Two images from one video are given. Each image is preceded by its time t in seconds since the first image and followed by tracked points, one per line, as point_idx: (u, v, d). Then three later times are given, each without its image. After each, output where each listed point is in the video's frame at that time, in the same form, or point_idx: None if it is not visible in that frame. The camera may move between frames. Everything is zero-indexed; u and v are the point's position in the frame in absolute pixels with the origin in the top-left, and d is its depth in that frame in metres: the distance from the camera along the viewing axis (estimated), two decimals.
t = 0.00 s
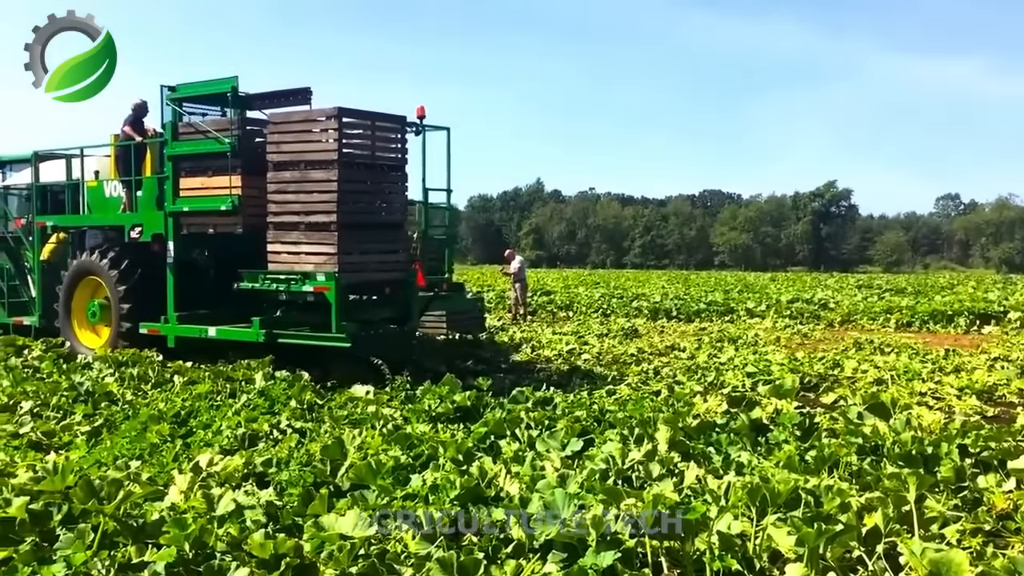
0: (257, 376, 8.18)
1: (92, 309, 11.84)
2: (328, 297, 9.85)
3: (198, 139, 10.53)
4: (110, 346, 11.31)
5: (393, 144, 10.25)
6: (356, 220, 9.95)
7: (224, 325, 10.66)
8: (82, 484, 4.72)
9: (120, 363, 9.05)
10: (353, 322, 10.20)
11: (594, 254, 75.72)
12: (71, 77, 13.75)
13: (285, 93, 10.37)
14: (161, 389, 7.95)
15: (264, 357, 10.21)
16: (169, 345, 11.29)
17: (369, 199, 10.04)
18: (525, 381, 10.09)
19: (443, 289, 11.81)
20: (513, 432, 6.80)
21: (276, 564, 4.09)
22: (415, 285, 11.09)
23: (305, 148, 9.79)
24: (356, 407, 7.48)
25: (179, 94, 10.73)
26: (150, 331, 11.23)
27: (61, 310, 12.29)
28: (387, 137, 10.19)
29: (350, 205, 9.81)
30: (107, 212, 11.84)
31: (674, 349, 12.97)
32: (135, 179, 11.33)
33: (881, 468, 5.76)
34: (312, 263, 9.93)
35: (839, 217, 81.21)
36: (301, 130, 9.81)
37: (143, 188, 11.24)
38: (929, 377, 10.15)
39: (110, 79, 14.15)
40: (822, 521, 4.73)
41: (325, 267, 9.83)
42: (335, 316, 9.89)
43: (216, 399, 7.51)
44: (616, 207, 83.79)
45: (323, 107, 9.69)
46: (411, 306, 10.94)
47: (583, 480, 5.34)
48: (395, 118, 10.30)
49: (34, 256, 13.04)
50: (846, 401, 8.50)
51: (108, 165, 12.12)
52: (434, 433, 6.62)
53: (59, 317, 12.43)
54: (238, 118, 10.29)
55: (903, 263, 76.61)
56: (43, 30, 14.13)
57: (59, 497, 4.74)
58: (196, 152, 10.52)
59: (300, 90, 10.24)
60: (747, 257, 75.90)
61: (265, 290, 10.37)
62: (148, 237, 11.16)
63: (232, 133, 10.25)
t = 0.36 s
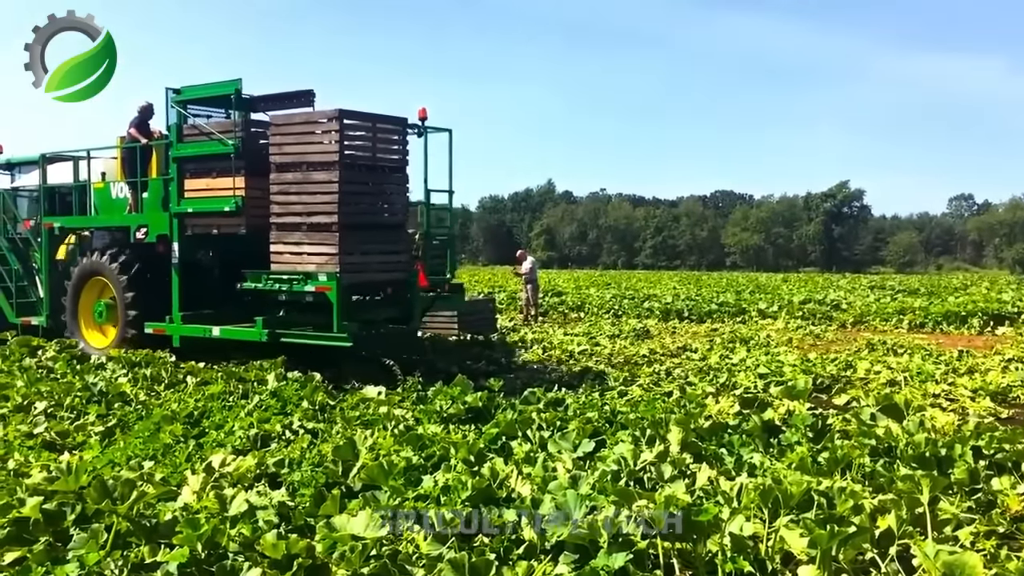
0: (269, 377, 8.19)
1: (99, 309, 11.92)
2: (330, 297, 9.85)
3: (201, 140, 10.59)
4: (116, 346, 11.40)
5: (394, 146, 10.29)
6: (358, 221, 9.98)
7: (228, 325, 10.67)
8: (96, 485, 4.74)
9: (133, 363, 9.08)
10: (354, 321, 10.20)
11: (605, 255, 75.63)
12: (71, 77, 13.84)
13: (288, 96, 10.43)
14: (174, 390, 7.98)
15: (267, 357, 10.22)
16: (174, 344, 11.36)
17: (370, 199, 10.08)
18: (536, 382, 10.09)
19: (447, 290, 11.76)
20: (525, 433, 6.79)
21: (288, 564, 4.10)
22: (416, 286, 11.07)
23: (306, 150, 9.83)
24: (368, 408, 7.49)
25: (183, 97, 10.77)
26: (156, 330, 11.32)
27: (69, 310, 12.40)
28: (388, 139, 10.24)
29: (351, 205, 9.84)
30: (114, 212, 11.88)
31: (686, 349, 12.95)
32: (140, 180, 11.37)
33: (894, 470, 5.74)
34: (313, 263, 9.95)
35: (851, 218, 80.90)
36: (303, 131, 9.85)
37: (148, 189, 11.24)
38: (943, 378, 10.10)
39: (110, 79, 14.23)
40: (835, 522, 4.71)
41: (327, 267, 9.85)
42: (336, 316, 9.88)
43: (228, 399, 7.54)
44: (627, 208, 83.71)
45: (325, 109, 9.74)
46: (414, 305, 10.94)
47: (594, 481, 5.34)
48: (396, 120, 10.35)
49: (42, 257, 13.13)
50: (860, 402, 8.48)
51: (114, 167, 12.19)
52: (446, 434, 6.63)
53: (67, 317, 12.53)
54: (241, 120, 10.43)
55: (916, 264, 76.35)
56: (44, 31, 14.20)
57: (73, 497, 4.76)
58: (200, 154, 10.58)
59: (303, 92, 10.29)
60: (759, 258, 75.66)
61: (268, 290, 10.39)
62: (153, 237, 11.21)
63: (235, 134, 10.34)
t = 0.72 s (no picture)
0: (277, 376, 8.20)
1: (100, 308, 11.96)
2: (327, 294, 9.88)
3: (201, 140, 10.62)
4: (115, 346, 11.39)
5: (392, 145, 10.31)
6: (355, 220, 10.00)
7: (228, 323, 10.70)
8: (104, 483, 4.74)
9: (141, 362, 9.10)
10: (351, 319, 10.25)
11: (613, 254, 75.55)
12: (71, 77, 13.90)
13: (286, 96, 10.46)
14: (182, 389, 7.99)
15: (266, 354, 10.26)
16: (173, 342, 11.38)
17: (367, 198, 10.09)
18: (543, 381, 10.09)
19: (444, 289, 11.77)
20: (532, 433, 6.79)
21: (296, 563, 4.10)
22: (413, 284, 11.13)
23: (304, 149, 9.84)
24: (375, 407, 7.49)
25: (183, 97, 10.84)
26: (155, 328, 11.33)
27: (71, 309, 12.44)
28: (386, 138, 10.25)
29: (348, 205, 9.86)
30: (115, 211, 11.91)
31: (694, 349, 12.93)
32: (141, 180, 11.41)
33: (902, 471, 5.72)
34: (311, 262, 9.97)
35: (859, 218, 80.72)
36: (301, 131, 9.86)
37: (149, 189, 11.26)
38: (951, 378, 10.07)
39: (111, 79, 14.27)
40: (843, 523, 4.70)
41: (324, 266, 9.87)
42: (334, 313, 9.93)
43: (236, 398, 7.55)
44: (635, 207, 83.64)
45: (322, 110, 9.75)
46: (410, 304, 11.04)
47: (602, 481, 5.33)
48: (394, 120, 10.36)
49: (45, 256, 13.19)
50: (868, 402, 8.46)
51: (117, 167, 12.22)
52: (453, 433, 6.63)
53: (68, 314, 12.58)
54: (240, 120, 10.52)
55: (925, 264, 76.15)
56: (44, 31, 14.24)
57: (81, 495, 4.77)
58: (199, 153, 10.61)
59: (301, 93, 10.29)
60: (766, 258, 75.77)
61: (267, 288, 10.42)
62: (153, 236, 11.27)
63: (234, 134, 10.40)
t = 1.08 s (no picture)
0: (287, 375, 8.22)
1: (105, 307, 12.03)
2: (326, 294, 9.92)
3: (204, 141, 10.68)
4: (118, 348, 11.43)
5: (392, 146, 10.36)
6: (355, 220, 10.06)
7: (231, 323, 10.74)
8: (116, 482, 4.76)
9: (152, 361, 9.13)
10: (350, 318, 10.32)
11: (622, 254, 75.46)
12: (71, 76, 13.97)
13: (288, 98, 10.49)
14: (193, 388, 8.02)
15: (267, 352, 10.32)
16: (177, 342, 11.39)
17: (367, 199, 10.15)
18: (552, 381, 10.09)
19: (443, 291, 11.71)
20: (542, 433, 6.80)
21: (307, 562, 4.11)
22: (413, 284, 11.19)
23: (305, 150, 9.91)
24: (385, 407, 7.50)
25: (186, 98, 10.88)
26: (159, 327, 11.34)
27: (76, 308, 12.48)
28: (386, 139, 10.31)
29: (348, 205, 9.92)
30: (119, 211, 11.97)
31: (703, 349, 12.91)
32: (145, 180, 11.48)
33: (914, 471, 5.70)
34: (311, 262, 10.03)
35: (869, 217, 80.48)
36: (301, 132, 9.93)
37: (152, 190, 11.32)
38: (962, 379, 10.03)
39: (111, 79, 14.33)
40: (853, 524, 4.68)
41: (323, 265, 9.93)
42: (332, 313, 9.98)
43: (247, 397, 7.56)
44: (644, 207, 83.59)
45: (323, 111, 9.82)
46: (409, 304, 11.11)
47: (612, 481, 5.33)
48: (394, 121, 10.41)
49: (50, 255, 13.25)
50: (879, 403, 8.43)
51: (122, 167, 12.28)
52: (463, 433, 6.63)
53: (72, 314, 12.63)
54: (241, 121, 10.54)
55: (936, 264, 75.87)
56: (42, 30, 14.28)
57: (93, 494, 4.79)
58: (201, 154, 10.67)
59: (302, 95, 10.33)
60: (777, 257, 76.02)
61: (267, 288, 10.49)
62: (156, 236, 11.28)
63: (235, 135, 10.41)
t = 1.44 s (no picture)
0: (304, 375, 8.25)
1: (116, 306, 12.16)
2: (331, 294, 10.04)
3: (211, 148, 10.76)
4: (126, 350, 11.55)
5: (397, 148, 10.38)
6: (360, 221, 10.11)
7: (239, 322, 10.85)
8: (134, 481, 4.78)
9: (170, 360, 9.18)
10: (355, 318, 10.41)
11: (638, 255, 75.07)
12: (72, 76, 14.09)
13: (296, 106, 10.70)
14: (210, 387, 8.05)
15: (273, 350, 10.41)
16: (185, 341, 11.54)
17: (372, 200, 10.19)
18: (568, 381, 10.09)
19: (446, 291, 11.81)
20: (558, 433, 6.79)
21: (323, 561, 4.11)
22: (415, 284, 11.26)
23: (310, 151, 9.98)
24: (401, 407, 7.52)
25: (196, 106, 10.90)
26: (167, 327, 11.49)
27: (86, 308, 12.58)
28: (390, 141, 10.33)
29: (354, 206, 9.96)
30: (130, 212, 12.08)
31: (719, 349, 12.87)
32: (154, 181, 11.58)
33: (932, 473, 5.67)
34: (316, 262, 10.10)
35: (887, 218, 80.02)
36: (307, 134, 10.00)
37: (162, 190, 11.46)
38: (981, 380, 9.96)
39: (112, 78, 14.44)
40: (872, 525, 4.65)
41: (328, 266, 10.01)
42: (337, 312, 10.08)
43: (263, 396, 7.59)
44: (660, 207, 83.43)
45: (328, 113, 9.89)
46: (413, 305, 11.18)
47: (628, 482, 5.32)
48: (398, 123, 10.43)
49: (62, 254, 13.35)
50: (898, 403, 8.38)
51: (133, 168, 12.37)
52: (478, 433, 6.63)
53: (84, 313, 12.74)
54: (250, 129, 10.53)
55: (954, 264, 75.38)
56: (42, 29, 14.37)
57: (112, 492, 4.81)
58: (209, 162, 10.76)
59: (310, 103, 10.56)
60: (793, 258, 75.57)
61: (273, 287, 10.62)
62: (166, 236, 11.45)
63: (244, 143, 10.49)
